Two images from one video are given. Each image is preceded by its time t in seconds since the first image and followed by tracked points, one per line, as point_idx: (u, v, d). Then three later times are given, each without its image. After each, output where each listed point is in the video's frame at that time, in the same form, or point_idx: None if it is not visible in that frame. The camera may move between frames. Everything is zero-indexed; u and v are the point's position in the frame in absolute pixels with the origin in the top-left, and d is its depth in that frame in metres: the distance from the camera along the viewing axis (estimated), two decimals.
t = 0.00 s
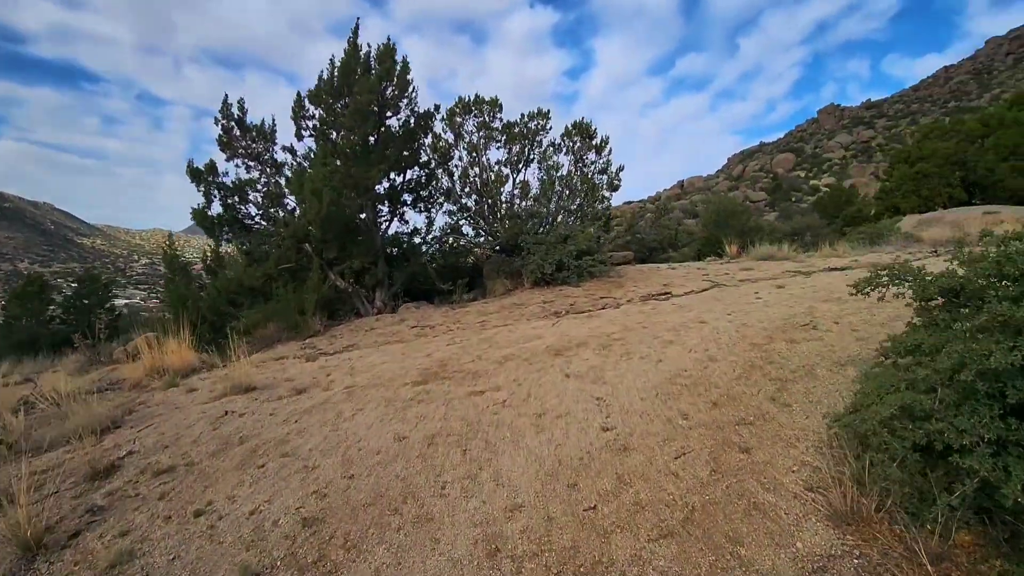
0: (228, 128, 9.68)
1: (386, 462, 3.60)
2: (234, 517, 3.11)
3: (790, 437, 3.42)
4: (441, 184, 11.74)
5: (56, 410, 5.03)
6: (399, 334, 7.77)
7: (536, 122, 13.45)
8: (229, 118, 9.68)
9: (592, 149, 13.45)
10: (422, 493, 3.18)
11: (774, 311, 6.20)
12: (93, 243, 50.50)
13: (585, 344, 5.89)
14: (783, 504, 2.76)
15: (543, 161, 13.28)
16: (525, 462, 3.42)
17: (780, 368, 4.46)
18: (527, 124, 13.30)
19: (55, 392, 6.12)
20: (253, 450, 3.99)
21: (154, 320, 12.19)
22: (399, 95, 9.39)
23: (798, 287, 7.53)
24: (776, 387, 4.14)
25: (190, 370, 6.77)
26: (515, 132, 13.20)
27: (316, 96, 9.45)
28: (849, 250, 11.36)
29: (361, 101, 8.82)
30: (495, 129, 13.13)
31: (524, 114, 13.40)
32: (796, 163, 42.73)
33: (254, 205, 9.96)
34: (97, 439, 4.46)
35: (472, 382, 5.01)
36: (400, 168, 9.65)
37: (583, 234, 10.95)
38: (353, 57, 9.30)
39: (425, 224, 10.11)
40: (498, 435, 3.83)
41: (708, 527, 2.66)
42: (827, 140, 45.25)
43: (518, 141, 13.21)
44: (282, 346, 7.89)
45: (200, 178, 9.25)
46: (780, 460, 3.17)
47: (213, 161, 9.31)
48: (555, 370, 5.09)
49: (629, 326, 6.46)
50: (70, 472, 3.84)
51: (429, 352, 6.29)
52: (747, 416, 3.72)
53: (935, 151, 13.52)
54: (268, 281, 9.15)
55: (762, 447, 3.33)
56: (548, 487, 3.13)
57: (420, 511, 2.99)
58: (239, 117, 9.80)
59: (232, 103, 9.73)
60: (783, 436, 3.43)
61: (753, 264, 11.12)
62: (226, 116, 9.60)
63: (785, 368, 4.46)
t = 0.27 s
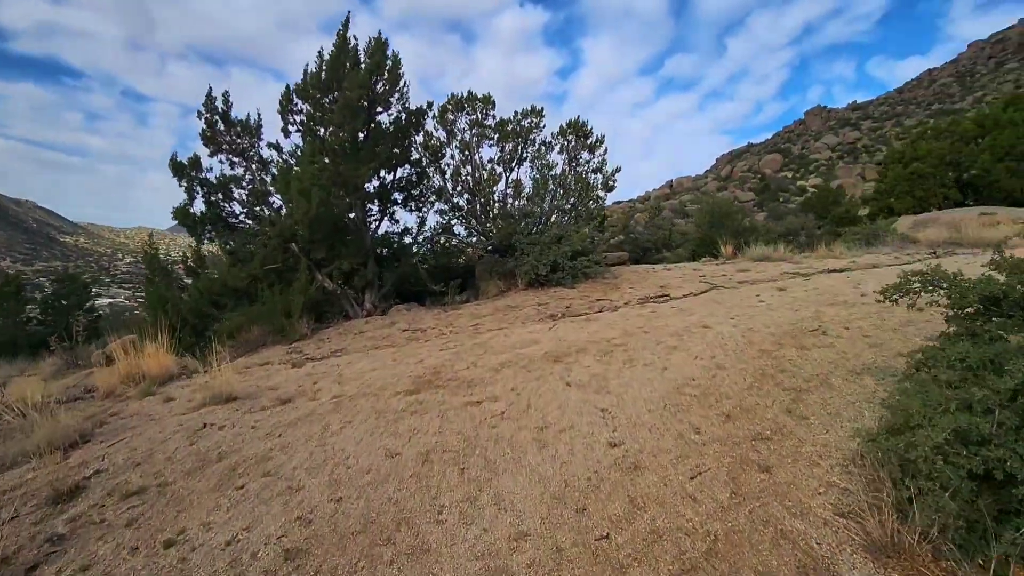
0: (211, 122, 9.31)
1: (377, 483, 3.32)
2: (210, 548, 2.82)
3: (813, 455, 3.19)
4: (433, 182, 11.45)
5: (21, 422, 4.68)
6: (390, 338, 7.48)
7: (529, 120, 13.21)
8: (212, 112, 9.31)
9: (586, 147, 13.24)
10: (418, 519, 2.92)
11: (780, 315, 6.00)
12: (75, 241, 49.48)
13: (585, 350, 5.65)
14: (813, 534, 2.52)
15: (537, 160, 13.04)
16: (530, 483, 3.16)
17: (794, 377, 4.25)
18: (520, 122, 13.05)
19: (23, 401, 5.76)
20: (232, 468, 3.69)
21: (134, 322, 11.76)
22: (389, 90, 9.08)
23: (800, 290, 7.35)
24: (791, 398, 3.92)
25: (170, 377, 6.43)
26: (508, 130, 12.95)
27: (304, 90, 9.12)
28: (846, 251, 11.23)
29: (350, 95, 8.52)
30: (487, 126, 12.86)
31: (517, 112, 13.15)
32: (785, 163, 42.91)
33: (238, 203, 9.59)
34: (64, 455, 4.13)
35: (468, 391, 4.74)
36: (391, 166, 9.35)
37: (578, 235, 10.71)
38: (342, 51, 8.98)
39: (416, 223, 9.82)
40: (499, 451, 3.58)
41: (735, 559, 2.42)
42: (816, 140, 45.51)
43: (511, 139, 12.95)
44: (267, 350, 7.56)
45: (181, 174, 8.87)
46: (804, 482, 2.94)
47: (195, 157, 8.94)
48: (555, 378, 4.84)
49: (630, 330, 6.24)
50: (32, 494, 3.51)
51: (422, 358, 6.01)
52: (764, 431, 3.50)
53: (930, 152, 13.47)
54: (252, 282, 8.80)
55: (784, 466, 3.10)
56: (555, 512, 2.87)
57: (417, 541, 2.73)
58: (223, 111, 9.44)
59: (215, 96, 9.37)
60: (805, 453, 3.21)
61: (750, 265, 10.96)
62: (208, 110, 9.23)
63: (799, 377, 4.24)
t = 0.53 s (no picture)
0: (204, 118, 9.00)
1: (371, 510, 3.01)
2: None
3: (853, 482, 2.91)
4: (433, 181, 11.15)
5: None
6: (388, 344, 7.17)
7: (532, 118, 12.91)
8: (204, 107, 8.99)
9: (590, 146, 12.96)
10: (416, 554, 2.63)
11: (798, 322, 5.70)
12: (74, 240, 49.28)
13: (593, 358, 5.35)
14: None
15: (540, 159, 12.75)
16: (541, 511, 2.86)
17: (822, 392, 3.96)
18: (522, 120, 12.75)
19: None
20: (214, 490, 3.38)
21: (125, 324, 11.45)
22: (388, 86, 8.79)
23: (815, 295, 7.05)
24: (821, 416, 3.62)
25: (157, 384, 6.12)
26: (510, 129, 12.65)
27: (300, 85, 8.83)
28: (857, 254, 10.94)
29: (347, 90, 8.22)
30: (489, 125, 12.57)
31: (519, 110, 12.86)
32: (787, 164, 42.66)
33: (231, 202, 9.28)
34: (34, 472, 3.82)
35: (470, 404, 4.44)
36: (390, 164, 9.05)
37: (582, 236, 10.40)
38: (339, 45, 8.68)
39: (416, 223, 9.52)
40: (506, 473, 3.29)
41: None
42: (818, 141, 45.27)
43: (512, 138, 12.66)
44: (260, 356, 7.26)
45: (171, 171, 8.56)
46: (847, 515, 2.64)
47: (187, 154, 8.63)
48: (563, 390, 4.53)
49: (640, 336, 5.93)
50: None
51: (421, 366, 5.70)
52: (795, 454, 3.20)
53: (941, 152, 13.18)
54: (245, 284, 8.50)
55: (821, 496, 2.81)
56: (569, 549, 2.57)
57: None
58: (215, 107, 9.12)
59: (207, 91, 9.06)
60: (844, 481, 2.93)
61: (759, 268, 10.67)
62: (201, 105, 8.92)
63: (827, 392, 3.94)
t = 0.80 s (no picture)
0: (215, 113, 8.81)
1: (387, 543, 2.76)
2: None
3: (923, 522, 2.60)
4: (447, 179, 10.89)
5: None
6: (402, 348, 6.93)
7: (549, 113, 12.59)
8: (216, 102, 8.80)
9: (609, 142, 12.61)
10: None
11: (838, 331, 5.36)
12: (93, 235, 49.93)
13: (619, 369, 5.05)
14: None
15: (558, 155, 12.43)
16: (573, 550, 2.59)
17: (874, 413, 3.64)
18: (539, 115, 12.44)
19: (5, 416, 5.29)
20: (218, 514, 3.15)
21: (137, 322, 11.37)
22: (403, 80, 8.52)
23: (851, 300, 6.68)
24: (876, 442, 3.31)
25: (165, 389, 5.94)
26: (526, 124, 12.34)
27: (312, 80, 8.60)
28: (889, 255, 10.51)
29: (361, 85, 7.97)
30: (505, 120, 12.28)
31: (536, 105, 12.54)
32: (806, 160, 41.81)
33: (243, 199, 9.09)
34: (32, 488, 3.62)
35: (489, 418, 4.17)
36: (404, 161, 8.80)
37: (602, 235, 10.07)
38: (353, 38, 8.43)
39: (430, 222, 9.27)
40: (533, 500, 3.03)
41: None
42: (838, 137, 44.31)
43: (529, 134, 12.35)
44: (271, 359, 7.07)
45: (183, 168, 8.38)
46: (922, 564, 2.34)
47: (198, 151, 8.45)
48: (589, 405, 4.25)
49: (667, 344, 5.62)
50: None
51: (437, 373, 5.46)
52: (852, 487, 2.90)
53: (977, 149, 12.66)
54: (257, 284, 8.31)
55: (889, 539, 2.51)
56: None
57: None
58: (227, 102, 8.93)
59: (219, 86, 8.87)
60: (912, 520, 2.62)
61: (785, 269, 10.29)
62: (212, 100, 8.73)
63: (880, 413, 3.63)
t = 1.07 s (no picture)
0: (247, 105, 8.72)
1: (432, 562, 2.53)
2: None
3: None
4: (478, 171, 10.65)
5: (25, 439, 4.09)
6: (435, 345, 6.72)
7: (582, 104, 12.23)
8: (247, 94, 8.71)
9: (644, 134, 12.19)
10: None
11: (906, 333, 4.95)
12: (129, 230, 51.31)
13: (669, 373, 4.73)
14: None
15: (591, 148, 12.07)
16: None
17: (966, 428, 3.27)
18: (572, 106, 12.09)
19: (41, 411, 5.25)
20: (251, 523, 2.96)
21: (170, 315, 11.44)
22: (435, 69, 8.29)
23: (914, 300, 6.23)
24: (974, 460, 2.95)
25: (198, 384, 5.84)
26: (558, 116, 12.01)
27: (343, 70, 8.43)
28: (945, 252, 9.90)
29: (393, 74, 7.76)
30: (537, 111, 11.96)
31: (569, 96, 12.19)
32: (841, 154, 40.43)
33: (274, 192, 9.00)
34: (63, 488, 3.49)
35: (533, 424, 3.91)
36: (436, 153, 8.58)
37: (638, 229, 9.71)
38: (385, 26, 8.22)
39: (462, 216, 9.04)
40: (589, 518, 2.77)
41: None
42: (875, 129, 42.74)
43: (561, 125, 12.02)
44: (303, 354, 6.94)
45: (215, 160, 8.31)
46: None
47: (230, 143, 8.37)
48: (641, 410, 3.95)
49: (718, 346, 5.28)
50: (11, 550, 2.82)
51: (474, 372, 5.23)
52: (955, 513, 2.55)
53: None
54: (288, 277, 8.21)
55: None
56: None
57: None
58: (259, 93, 8.83)
59: (251, 77, 8.78)
60: None
61: (833, 266, 9.78)
62: (244, 91, 8.64)
63: (973, 428, 3.25)
